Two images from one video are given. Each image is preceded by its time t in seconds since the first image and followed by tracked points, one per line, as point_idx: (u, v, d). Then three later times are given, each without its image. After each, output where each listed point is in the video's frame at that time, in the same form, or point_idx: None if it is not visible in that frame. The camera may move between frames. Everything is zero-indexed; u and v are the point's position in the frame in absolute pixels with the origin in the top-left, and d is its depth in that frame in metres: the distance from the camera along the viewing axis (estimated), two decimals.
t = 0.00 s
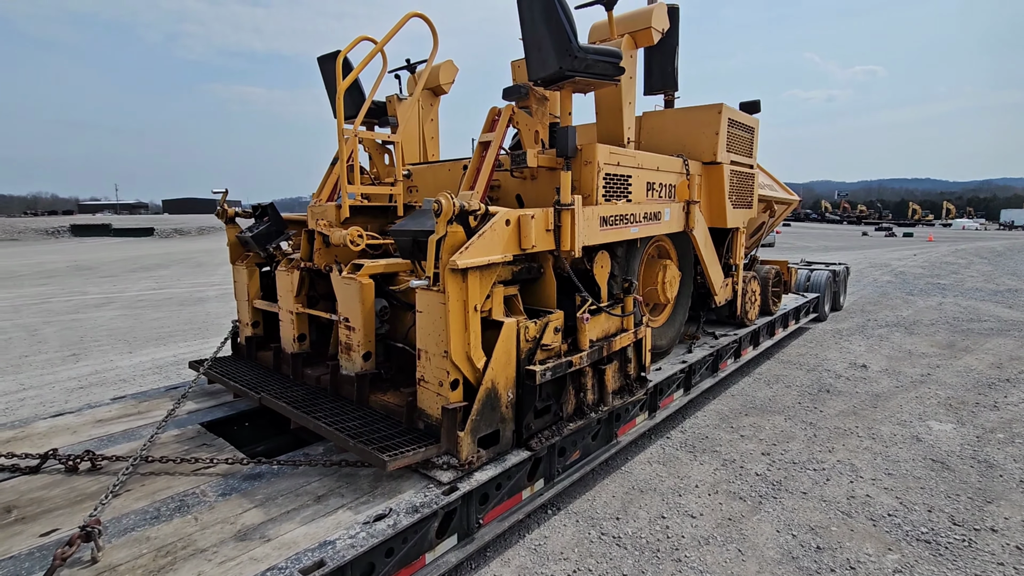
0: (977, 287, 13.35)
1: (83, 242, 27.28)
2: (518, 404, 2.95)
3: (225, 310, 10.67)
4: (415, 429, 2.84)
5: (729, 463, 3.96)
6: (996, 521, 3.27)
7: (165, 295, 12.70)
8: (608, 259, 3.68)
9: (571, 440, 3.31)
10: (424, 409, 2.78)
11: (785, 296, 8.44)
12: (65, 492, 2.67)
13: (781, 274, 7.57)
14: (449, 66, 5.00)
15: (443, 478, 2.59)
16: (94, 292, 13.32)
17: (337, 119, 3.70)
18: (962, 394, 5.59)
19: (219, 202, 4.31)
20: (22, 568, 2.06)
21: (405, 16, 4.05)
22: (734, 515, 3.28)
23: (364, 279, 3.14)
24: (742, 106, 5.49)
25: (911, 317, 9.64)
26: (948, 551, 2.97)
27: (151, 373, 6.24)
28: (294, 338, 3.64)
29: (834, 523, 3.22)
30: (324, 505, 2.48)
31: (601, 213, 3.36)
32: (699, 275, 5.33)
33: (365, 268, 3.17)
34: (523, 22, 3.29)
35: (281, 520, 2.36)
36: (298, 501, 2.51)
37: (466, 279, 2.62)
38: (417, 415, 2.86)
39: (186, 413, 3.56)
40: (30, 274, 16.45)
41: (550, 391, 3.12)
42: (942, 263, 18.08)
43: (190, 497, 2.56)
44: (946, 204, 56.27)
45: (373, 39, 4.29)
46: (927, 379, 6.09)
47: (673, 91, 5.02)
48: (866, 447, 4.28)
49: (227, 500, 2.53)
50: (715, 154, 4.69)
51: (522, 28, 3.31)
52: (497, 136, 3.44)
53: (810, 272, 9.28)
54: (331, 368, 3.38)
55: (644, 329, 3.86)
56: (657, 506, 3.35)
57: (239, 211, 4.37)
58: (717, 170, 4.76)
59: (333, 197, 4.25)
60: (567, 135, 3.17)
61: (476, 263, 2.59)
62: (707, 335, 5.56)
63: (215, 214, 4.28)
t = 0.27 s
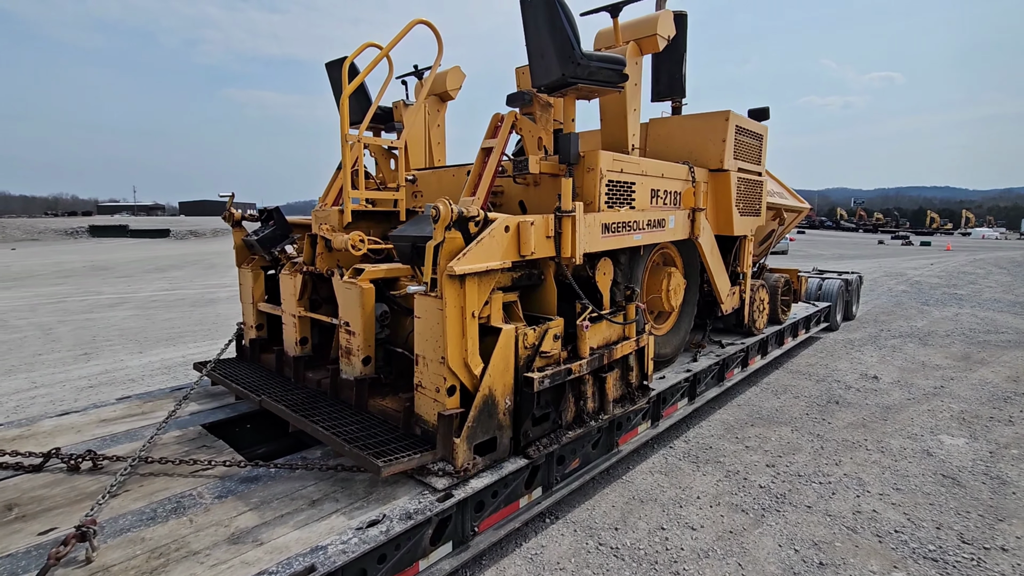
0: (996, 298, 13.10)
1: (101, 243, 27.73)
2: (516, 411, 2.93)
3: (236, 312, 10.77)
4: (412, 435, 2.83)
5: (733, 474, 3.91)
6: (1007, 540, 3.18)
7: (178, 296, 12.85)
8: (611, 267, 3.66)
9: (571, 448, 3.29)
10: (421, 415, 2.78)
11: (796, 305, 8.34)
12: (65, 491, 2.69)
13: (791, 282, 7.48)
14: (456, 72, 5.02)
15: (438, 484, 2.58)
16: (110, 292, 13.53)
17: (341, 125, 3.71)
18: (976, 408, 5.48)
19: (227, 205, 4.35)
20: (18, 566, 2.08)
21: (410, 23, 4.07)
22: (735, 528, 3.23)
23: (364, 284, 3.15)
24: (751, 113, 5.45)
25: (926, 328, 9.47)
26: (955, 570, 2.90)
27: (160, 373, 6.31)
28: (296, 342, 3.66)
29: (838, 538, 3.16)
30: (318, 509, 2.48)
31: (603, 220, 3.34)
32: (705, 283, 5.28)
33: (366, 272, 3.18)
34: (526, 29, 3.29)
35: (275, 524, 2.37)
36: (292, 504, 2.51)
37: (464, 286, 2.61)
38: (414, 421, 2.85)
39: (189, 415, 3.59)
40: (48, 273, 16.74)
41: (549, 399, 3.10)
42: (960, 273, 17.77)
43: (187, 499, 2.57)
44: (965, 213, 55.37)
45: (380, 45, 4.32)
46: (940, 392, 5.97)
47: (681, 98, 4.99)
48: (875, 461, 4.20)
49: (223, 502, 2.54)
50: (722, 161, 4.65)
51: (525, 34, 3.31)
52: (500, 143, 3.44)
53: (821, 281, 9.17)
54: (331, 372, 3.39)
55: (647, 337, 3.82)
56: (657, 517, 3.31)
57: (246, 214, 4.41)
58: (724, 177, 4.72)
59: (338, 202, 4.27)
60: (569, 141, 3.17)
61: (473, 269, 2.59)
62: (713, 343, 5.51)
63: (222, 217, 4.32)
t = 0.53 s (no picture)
0: (1006, 306, 12.94)
1: (110, 244, 27.96)
2: (513, 418, 2.91)
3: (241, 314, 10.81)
4: (409, 440, 2.82)
5: (734, 483, 3.86)
6: (1013, 554, 3.13)
7: (185, 297, 12.93)
8: (611, 273, 3.64)
9: (569, 455, 3.26)
10: (417, 421, 2.76)
11: (801, 312, 8.27)
12: (61, 493, 2.70)
13: (796, 289, 7.42)
14: (459, 77, 5.03)
15: (433, 491, 2.56)
16: (117, 293, 13.63)
17: (342, 127, 3.71)
18: (983, 418, 5.40)
19: (229, 208, 4.37)
20: (10, 568, 2.08)
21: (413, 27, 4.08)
22: (735, 538, 3.19)
23: (363, 288, 3.14)
24: (756, 119, 5.42)
25: (934, 337, 9.37)
26: None
27: (163, 375, 6.33)
28: (295, 345, 3.65)
29: (840, 550, 3.12)
30: (312, 514, 2.47)
31: (603, 226, 3.32)
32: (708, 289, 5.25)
33: (365, 276, 3.18)
34: (527, 34, 3.29)
35: (268, 529, 2.36)
36: (286, 509, 2.50)
37: (461, 291, 2.60)
38: (410, 426, 2.84)
39: (187, 417, 3.59)
40: (58, 274, 16.88)
41: (547, 405, 3.08)
42: (970, 281, 17.59)
43: (182, 502, 2.57)
44: (975, 220, 54.88)
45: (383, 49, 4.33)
46: (947, 402, 5.89)
47: (684, 104, 4.98)
48: (879, 472, 4.14)
49: (217, 506, 2.53)
50: (725, 167, 4.62)
51: (526, 39, 3.31)
52: (500, 147, 3.43)
53: (827, 288, 9.09)
54: (330, 376, 3.39)
55: (648, 343, 3.80)
56: (656, 526, 3.27)
57: (248, 218, 4.42)
58: (727, 183, 4.69)
59: (340, 205, 4.28)
60: (569, 146, 3.16)
61: (470, 275, 2.58)
62: (716, 350, 5.46)
63: (224, 220, 4.33)
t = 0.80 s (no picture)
0: (1007, 312, 12.92)
1: (112, 248, 28.01)
2: (512, 423, 2.90)
3: (242, 318, 10.80)
4: (408, 446, 2.81)
5: (735, 489, 3.84)
6: (1015, 562, 3.11)
7: (185, 301, 12.93)
8: (612, 277, 3.63)
9: (569, 460, 3.25)
10: (416, 425, 2.75)
11: (802, 317, 8.25)
12: (58, 497, 2.69)
13: (797, 294, 7.40)
14: (460, 81, 5.04)
15: (432, 496, 2.55)
16: (119, 296, 13.64)
17: (342, 131, 3.71)
18: (985, 424, 5.38)
19: (230, 211, 4.37)
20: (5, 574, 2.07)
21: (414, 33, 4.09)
22: (736, 545, 3.17)
23: (363, 292, 3.13)
24: (756, 125, 5.43)
25: (935, 342, 9.35)
26: None
27: (163, 378, 6.32)
28: (295, 349, 3.65)
29: (842, 557, 3.09)
30: (310, 520, 2.45)
31: (603, 230, 3.32)
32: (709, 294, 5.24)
33: (364, 280, 3.17)
34: (528, 40, 3.30)
35: (265, 534, 2.34)
36: (284, 515, 2.49)
37: (460, 296, 2.60)
38: (410, 431, 2.83)
39: (186, 421, 3.59)
40: (59, 278, 16.90)
41: (546, 410, 3.07)
42: (970, 287, 17.58)
43: (179, 507, 2.56)
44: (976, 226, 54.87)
45: (384, 54, 4.34)
46: (948, 408, 5.86)
47: (685, 109, 4.98)
48: (880, 478, 4.12)
49: (214, 511, 2.52)
50: (725, 172, 4.62)
51: (527, 45, 3.31)
52: (500, 152, 3.44)
53: (828, 293, 9.08)
54: (329, 380, 3.38)
55: (648, 348, 3.78)
56: (656, 532, 3.25)
57: (248, 221, 4.42)
58: (727, 188, 4.69)
59: (340, 209, 4.28)
60: (570, 152, 3.16)
61: (469, 279, 2.57)
62: (717, 355, 5.45)
63: (224, 224, 4.33)
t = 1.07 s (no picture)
0: (995, 313, 13.07)
1: (101, 254, 27.76)
2: (510, 428, 2.90)
3: (234, 324, 10.73)
4: (405, 452, 2.80)
5: (731, 491, 3.86)
6: (1009, 561, 3.13)
7: (177, 308, 12.83)
8: (607, 281, 3.65)
9: (566, 464, 3.25)
10: (414, 431, 2.75)
11: (795, 319, 8.31)
12: (51, 508, 2.65)
13: (789, 297, 7.46)
14: (454, 87, 5.05)
15: (430, 503, 2.54)
16: (109, 303, 13.52)
17: (337, 136, 3.71)
18: (976, 424, 5.43)
19: (224, 217, 4.35)
20: None
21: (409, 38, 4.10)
22: (733, 547, 3.18)
23: (359, 297, 3.13)
24: (748, 129, 5.47)
25: (925, 343, 9.44)
26: None
27: (155, 386, 6.26)
28: (290, 356, 3.63)
29: (838, 559, 3.11)
30: (307, 528, 2.44)
31: (599, 235, 3.34)
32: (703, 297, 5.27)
33: (361, 286, 3.17)
34: (522, 46, 3.32)
35: (263, 543, 2.33)
36: (282, 523, 2.48)
37: (457, 301, 2.60)
38: (407, 437, 2.82)
39: (181, 429, 3.56)
40: (48, 285, 16.72)
41: (544, 415, 3.07)
42: (959, 288, 17.77)
43: (174, 517, 2.53)
44: (964, 228, 55.50)
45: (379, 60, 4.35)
46: (939, 408, 5.92)
47: (678, 114, 5.02)
48: (874, 479, 4.15)
49: (211, 520, 2.50)
50: (718, 177, 4.66)
51: (521, 51, 3.33)
52: (496, 157, 3.45)
53: (820, 295, 9.15)
54: (325, 387, 3.36)
55: (644, 352, 3.80)
56: (654, 536, 3.26)
57: (242, 228, 4.40)
58: (720, 192, 4.72)
59: (334, 215, 4.27)
60: (565, 157, 3.18)
61: (467, 285, 2.57)
62: (712, 358, 5.48)
63: (218, 230, 4.31)
